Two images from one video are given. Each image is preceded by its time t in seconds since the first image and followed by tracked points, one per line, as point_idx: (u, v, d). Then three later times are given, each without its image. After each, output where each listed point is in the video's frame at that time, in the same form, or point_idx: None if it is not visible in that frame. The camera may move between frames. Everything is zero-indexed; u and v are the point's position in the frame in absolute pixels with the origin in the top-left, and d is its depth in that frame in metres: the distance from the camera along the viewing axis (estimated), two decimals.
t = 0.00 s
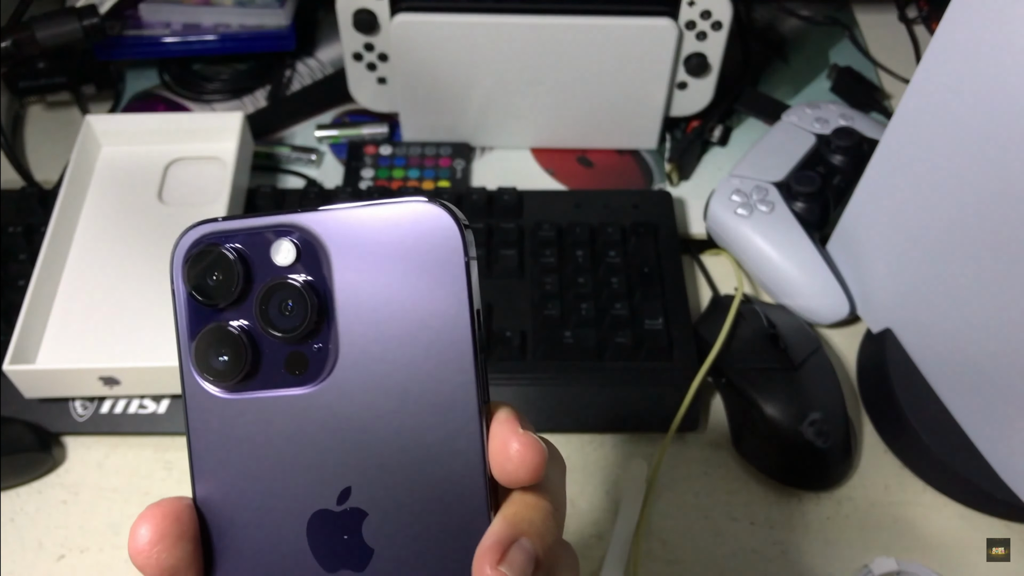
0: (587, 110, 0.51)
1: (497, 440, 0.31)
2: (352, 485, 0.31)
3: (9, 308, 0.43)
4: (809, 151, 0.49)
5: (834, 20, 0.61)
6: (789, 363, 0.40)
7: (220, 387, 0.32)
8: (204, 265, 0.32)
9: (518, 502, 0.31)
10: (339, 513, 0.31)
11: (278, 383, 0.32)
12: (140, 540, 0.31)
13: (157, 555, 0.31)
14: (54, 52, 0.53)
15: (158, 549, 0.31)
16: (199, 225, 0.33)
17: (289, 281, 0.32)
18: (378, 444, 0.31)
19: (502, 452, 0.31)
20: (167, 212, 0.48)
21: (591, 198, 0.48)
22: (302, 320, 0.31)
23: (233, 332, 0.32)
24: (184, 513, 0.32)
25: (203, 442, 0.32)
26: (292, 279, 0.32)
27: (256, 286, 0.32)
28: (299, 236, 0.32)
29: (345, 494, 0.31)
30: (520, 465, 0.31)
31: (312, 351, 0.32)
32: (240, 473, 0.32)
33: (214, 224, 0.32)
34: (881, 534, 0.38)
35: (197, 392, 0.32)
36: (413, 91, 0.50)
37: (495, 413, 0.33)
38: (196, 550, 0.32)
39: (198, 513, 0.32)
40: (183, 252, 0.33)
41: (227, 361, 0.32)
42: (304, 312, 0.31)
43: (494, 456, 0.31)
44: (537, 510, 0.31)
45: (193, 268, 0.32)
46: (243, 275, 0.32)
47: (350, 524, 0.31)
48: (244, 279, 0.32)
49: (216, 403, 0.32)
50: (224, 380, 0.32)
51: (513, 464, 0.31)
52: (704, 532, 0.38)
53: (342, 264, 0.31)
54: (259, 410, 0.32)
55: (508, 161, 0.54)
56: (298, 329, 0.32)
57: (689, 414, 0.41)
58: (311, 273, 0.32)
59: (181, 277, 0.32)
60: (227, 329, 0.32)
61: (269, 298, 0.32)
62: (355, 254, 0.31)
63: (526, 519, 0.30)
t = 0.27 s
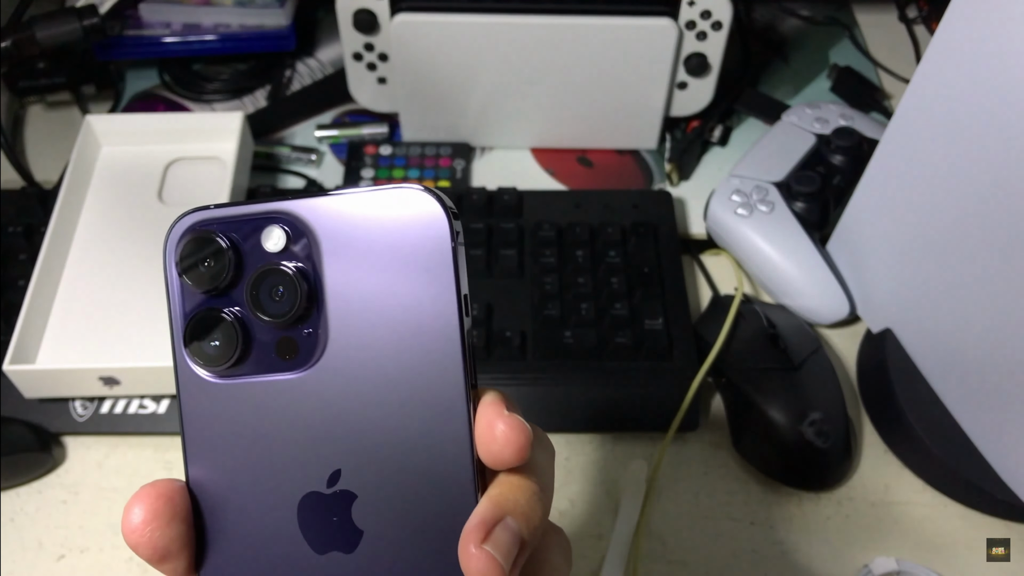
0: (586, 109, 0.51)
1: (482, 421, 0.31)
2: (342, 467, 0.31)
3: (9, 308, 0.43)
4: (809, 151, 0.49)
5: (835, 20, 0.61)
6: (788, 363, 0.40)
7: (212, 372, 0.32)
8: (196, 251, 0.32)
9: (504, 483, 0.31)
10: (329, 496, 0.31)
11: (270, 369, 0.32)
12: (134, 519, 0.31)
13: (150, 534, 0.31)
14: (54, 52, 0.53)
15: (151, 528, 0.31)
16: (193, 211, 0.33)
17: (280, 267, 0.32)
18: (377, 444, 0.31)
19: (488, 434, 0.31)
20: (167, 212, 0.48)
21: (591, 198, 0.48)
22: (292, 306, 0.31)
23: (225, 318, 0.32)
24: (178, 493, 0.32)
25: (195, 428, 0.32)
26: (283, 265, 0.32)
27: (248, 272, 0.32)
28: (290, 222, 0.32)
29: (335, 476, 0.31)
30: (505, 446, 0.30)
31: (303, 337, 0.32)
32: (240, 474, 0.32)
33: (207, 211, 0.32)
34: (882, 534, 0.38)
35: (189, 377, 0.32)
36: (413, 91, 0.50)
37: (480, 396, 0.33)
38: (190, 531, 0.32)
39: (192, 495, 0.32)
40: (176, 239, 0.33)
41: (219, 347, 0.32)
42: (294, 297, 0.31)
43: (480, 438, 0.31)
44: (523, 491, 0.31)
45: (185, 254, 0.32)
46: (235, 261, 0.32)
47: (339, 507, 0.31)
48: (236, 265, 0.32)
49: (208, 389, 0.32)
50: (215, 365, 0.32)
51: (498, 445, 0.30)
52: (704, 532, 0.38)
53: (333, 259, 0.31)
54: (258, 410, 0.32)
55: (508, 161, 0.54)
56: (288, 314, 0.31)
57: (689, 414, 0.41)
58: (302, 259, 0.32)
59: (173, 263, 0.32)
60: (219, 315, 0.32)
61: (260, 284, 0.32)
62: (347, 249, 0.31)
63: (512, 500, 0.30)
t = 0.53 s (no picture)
0: (586, 109, 0.51)
1: (483, 415, 0.31)
2: (345, 462, 0.31)
3: (8, 308, 0.43)
4: (809, 151, 0.49)
5: (835, 20, 0.61)
6: (788, 362, 0.40)
7: (215, 370, 0.32)
8: (198, 249, 0.32)
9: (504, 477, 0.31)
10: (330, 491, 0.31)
11: (272, 366, 0.32)
12: (137, 514, 0.31)
13: (151, 529, 0.31)
14: (54, 52, 0.53)
15: (153, 523, 0.31)
16: (194, 210, 0.32)
17: (283, 264, 0.32)
18: (377, 444, 0.31)
19: (488, 428, 0.30)
20: (167, 212, 0.48)
21: (591, 198, 0.48)
22: (295, 303, 0.31)
23: (227, 315, 0.32)
24: (180, 489, 0.32)
25: (197, 426, 0.32)
26: (286, 262, 0.32)
27: (250, 269, 0.32)
28: (292, 219, 0.32)
29: (338, 470, 0.31)
30: (506, 442, 0.30)
31: (305, 333, 0.32)
32: (241, 474, 0.32)
33: (209, 209, 0.32)
34: (882, 534, 0.38)
35: (192, 375, 0.32)
36: (413, 91, 0.50)
37: (481, 389, 0.33)
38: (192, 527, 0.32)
39: (194, 490, 0.32)
40: (177, 237, 0.33)
41: (221, 344, 0.32)
42: (297, 294, 0.31)
43: (480, 433, 0.31)
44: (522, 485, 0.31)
45: (187, 252, 0.32)
46: (238, 258, 0.32)
47: (341, 501, 0.31)
48: (238, 263, 0.32)
49: (211, 386, 0.32)
50: (218, 363, 0.32)
51: (498, 441, 0.30)
52: (704, 531, 0.38)
53: (334, 259, 0.31)
54: (258, 410, 0.32)
55: (508, 161, 0.54)
56: (291, 311, 0.31)
57: (689, 414, 0.41)
58: (304, 256, 0.32)
59: (175, 261, 0.32)
60: (221, 313, 0.32)
61: (262, 281, 0.32)
62: (346, 249, 0.31)
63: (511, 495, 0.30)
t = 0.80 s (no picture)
0: (586, 109, 0.51)
1: (487, 423, 0.31)
2: (348, 470, 0.31)
3: (8, 308, 0.43)
4: (809, 151, 0.49)
5: (835, 20, 0.61)
6: (788, 362, 0.40)
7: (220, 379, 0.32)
8: (201, 259, 0.32)
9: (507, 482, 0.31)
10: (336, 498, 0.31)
11: (276, 374, 0.32)
12: (143, 521, 0.31)
13: (160, 536, 0.31)
14: (54, 52, 0.53)
15: (161, 530, 0.31)
16: (196, 218, 0.32)
17: (286, 273, 0.32)
18: (377, 444, 0.31)
19: (491, 435, 0.31)
20: (167, 212, 0.48)
21: (591, 198, 0.48)
22: (299, 311, 0.31)
23: (230, 323, 0.32)
24: (185, 494, 0.32)
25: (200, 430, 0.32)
26: (289, 271, 0.32)
27: (252, 278, 0.32)
28: (293, 227, 0.32)
29: (342, 478, 0.31)
30: (509, 449, 0.31)
31: (308, 341, 0.32)
32: (240, 474, 0.32)
33: (210, 217, 0.32)
34: (882, 534, 0.38)
35: (195, 383, 0.32)
36: (413, 91, 0.50)
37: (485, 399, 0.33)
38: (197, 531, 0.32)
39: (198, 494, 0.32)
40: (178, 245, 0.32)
41: (225, 353, 0.32)
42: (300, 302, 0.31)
43: (483, 441, 0.31)
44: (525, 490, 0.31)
45: (190, 262, 0.32)
46: (240, 268, 0.32)
47: (345, 508, 0.31)
48: (241, 271, 0.32)
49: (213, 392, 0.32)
50: (222, 372, 0.32)
51: (502, 448, 0.31)
52: (703, 531, 0.39)
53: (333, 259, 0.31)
54: (257, 409, 0.32)
55: (508, 161, 0.54)
56: (295, 320, 0.31)
57: (689, 414, 0.41)
58: (307, 264, 0.32)
59: (177, 271, 0.32)
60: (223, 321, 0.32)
61: (265, 289, 0.32)
62: (346, 249, 0.31)
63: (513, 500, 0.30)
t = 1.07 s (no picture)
0: (586, 109, 0.51)
1: (486, 423, 0.31)
2: (347, 470, 0.31)
3: (8, 308, 0.43)
4: (809, 151, 0.49)
5: (835, 20, 0.61)
6: (788, 363, 0.40)
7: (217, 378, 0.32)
8: (199, 257, 0.32)
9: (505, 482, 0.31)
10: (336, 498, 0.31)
11: (275, 374, 0.32)
12: (141, 522, 0.31)
13: (158, 536, 0.31)
14: (54, 52, 0.53)
15: (159, 530, 0.31)
16: (195, 216, 0.32)
17: (284, 272, 0.31)
18: (376, 444, 0.31)
19: (491, 435, 0.31)
20: (167, 212, 0.48)
21: (591, 198, 0.48)
22: (298, 311, 0.31)
23: (228, 323, 0.32)
24: (184, 495, 0.32)
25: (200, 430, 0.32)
26: (287, 270, 0.32)
27: (251, 277, 0.32)
28: (294, 226, 0.31)
29: (341, 478, 0.31)
30: (508, 450, 0.31)
31: (306, 341, 0.32)
32: (240, 474, 0.32)
33: (209, 216, 0.32)
34: (882, 534, 0.38)
35: (194, 383, 0.32)
36: (413, 91, 0.50)
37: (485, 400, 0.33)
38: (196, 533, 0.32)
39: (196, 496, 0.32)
40: (177, 243, 0.32)
41: (224, 352, 0.32)
42: (299, 302, 0.31)
43: (483, 441, 0.31)
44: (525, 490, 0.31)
45: (188, 260, 0.32)
46: (239, 267, 0.32)
47: (344, 508, 0.31)
48: (239, 271, 0.32)
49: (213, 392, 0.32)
50: (221, 371, 0.32)
51: (502, 449, 0.31)
52: (703, 531, 0.39)
53: (333, 259, 0.31)
54: (257, 408, 0.32)
55: (508, 161, 0.54)
56: (293, 319, 0.31)
57: (689, 414, 0.41)
58: (306, 264, 0.31)
59: (176, 268, 0.32)
60: (222, 320, 0.32)
61: (264, 289, 0.32)
62: (345, 250, 0.31)
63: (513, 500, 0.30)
